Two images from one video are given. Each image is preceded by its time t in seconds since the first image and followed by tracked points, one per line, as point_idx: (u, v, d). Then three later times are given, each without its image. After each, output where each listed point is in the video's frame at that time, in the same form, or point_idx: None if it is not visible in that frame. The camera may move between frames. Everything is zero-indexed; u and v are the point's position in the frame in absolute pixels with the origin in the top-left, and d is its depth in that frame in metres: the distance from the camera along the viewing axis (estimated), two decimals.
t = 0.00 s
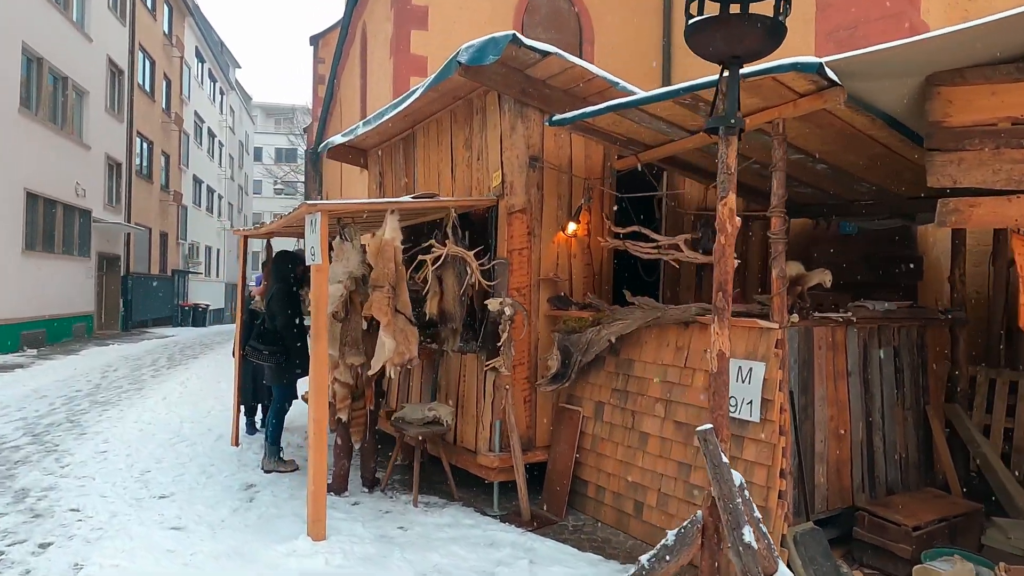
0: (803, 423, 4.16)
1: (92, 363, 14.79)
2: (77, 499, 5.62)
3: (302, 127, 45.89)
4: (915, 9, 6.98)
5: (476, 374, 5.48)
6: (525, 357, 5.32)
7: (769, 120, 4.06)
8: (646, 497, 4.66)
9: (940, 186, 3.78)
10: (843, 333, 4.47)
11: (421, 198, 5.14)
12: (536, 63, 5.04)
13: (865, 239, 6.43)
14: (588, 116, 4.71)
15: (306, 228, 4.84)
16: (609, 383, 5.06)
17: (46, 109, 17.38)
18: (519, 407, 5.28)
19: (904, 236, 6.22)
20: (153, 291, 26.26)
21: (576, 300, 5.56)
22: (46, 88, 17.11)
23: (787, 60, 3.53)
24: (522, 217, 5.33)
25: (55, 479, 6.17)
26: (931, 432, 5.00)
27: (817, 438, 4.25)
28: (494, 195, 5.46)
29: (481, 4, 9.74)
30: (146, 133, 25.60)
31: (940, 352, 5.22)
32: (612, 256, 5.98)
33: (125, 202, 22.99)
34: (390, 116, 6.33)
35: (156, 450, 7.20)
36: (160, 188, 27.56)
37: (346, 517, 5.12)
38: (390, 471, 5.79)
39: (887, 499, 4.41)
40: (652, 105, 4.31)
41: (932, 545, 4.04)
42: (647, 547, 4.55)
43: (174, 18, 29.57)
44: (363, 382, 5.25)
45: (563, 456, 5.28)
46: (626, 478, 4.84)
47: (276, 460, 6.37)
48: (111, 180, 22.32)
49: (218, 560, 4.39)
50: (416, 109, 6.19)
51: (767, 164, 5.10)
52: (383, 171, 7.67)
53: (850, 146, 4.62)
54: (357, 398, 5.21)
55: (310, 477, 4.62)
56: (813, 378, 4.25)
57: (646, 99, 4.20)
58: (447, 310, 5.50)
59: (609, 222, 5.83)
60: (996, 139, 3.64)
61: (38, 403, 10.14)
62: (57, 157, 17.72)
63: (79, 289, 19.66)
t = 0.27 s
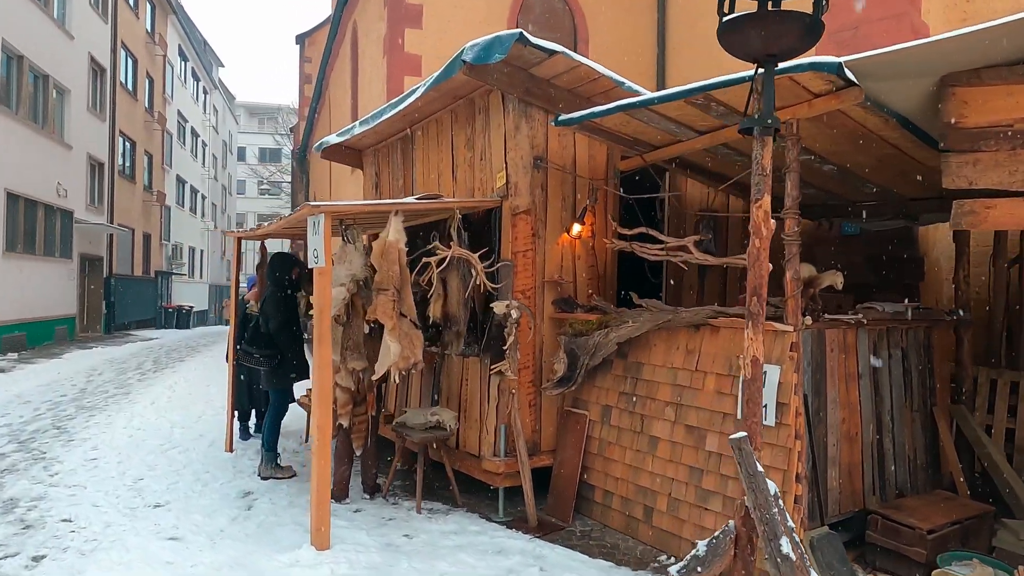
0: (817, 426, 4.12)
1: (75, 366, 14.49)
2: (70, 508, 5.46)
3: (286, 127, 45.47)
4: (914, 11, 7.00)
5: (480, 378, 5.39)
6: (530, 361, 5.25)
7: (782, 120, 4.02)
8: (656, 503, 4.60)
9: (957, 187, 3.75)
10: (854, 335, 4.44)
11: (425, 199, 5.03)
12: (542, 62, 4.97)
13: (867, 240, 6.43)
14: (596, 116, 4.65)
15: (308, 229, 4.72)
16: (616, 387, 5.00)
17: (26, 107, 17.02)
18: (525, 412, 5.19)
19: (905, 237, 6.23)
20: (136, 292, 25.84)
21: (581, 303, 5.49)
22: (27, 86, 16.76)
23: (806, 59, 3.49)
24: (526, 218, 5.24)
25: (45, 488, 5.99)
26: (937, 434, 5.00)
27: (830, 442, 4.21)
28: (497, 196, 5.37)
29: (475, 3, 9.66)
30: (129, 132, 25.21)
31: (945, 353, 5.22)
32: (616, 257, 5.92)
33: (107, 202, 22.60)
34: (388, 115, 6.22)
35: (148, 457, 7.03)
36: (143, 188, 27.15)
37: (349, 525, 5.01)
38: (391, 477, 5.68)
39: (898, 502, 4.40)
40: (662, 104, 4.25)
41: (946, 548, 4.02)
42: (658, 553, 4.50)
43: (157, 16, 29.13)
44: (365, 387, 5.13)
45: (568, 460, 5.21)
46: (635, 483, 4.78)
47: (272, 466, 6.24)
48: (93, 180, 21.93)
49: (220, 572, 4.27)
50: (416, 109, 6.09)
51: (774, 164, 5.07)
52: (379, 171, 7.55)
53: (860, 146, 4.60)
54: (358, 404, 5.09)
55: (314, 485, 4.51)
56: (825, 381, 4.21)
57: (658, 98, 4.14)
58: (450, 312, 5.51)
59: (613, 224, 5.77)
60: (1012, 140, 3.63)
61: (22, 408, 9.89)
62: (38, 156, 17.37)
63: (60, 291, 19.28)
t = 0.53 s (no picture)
0: (836, 425, 4.13)
1: (64, 370, 14.26)
2: (73, 514, 5.35)
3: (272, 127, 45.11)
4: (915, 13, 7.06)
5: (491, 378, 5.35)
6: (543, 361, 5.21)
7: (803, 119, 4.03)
8: (674, 503, 4.58)
9: (977, 186, 3.76)
10: (870, 334, 4.45)
11: (438, 198, 4.97)
12: (554, 61, 4.94)
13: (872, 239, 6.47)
14: (611, 114, 4.64)
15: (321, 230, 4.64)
16: (631, 387, 4.97)
17: (11, 107, 16.74)
18: (538, 413, 5.14)
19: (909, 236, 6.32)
20: (121, 295, 25.49)
21: (592, 303, 5.47)
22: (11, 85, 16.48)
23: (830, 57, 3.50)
24: (538, 217, 5.19)
25: (45, 494, 5.86)
26: (948, 432, 5.03)
27: (849, 440, 4.22)
28: (509, 196, 5.33)
29: (474, 3, 9.63)
30: (114, 132, 24.87)
31: (955, 352, 5.26)
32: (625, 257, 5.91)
33: (93, 204, 22.28)
34: (394, 114, 6.16)
35: (148, 461, 6.91)
36: (129, 189, 26.81)
37: (361, 529, 4.94)
38: (401, 480, 5.61)
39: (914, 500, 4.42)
40: (681, 103, 4.24)
41: (965, 545, 4.04)
42: (677, 553, 4.48)
43: (142, 15, 28.79)
44: (377, 388, 5.06)
45: (582, 461, 5.18)
46: (651, 483, 4.76)
47: (277, 469, 6.15)
48: (78, 181, 21.61)
49: None
50: (424, 108, 6.04)
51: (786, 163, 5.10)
52: (382, 171, 7.48)
53: (874, 145, 4.61)
54: (370, 406, 5.01)
55: (329, 488, 4.44)
56: (844, 380, 4.22)
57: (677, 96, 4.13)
58: (464, 313, 5.50)
59: (623, 223, 5.74)
60: None
61: (13, 413, 9.70)
62: (23, 156, 17.09)
63: (46, 293, 18.97)
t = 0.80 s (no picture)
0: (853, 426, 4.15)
1: (52, 376, 14.03)
2: (78, 524, 5.25)
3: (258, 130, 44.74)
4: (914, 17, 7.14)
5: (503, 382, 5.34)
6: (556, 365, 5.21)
7: (819, 123, 4.07)
8: (690, 506, 4.58)
9: (993, 189, 3.80)
10: (883, 335, 4.49)
11: (451, 202, 4.96)
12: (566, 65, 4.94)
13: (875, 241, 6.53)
14: (626, 118, 4.66)
15: (337, 233, 4.60)
16: (644, 390, 4.98)
17: None
18: (551, 416, 5.14)
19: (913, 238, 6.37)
20: (107, 300, 25.14)
21: (603, 305, 5.48)
22: None
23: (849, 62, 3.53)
24: (550, 221, 5.19)
25: (46, 504, 5.75)
26: (957, 432, 5.08)
27: (865, 441, 4.24)
28: (520, 199, 5.32)
29: (472, 6, 9.61)
30: (99, 135, 24.54)
31: (961, 352, 5.31)
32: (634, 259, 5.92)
33: (78, 207, 21.96)
34: (400, 117, 6.12)
35: (148, 469, 6.81)
36: (114, 193, 26.46)
37: (374, 536, 4.89)
38: (410, 486, 5.56)
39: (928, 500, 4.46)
40: (697, 106, 4.25)
41: (981, 545, 4.08)
42: (694, 556, 4.48)
43: (126, 16, 28.46)
44: (390, 393, 5.04)
45: (594, 464, 5.17)
46: (665, 486, 4.75)
47: (284, 476, 6.09)
48: (63, 184, 21.29)
49: None
50: (431, 111, 6.01)
51: (795, 166, 5.15)
52: (385, 174, 7.43)
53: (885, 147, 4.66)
54: (384, 411, 4.99)
55: (345, 495, 4.40)
56: (860, 381, 4.25)
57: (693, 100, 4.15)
58: (477, 316, 5.45)
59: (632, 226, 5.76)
60: None
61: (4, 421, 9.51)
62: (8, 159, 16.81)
63: (31, 298, 18.66)
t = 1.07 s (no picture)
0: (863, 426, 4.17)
1: (37, 382, 13.79)
2: (75, 534, 5.15)
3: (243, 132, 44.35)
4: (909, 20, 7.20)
5: (510, 385, 5.31)
6: (563, 367, 5.19)
7: (829, 124, 4.09)
8: (699, 508, 4.57)
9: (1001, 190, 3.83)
10: (891, 335, 4.51)
11: (458, 204, 4.92)
12: (572, 66, 4.92)
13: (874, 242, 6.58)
14: (634, 119, 4.65)
15: (343, 236, 4.54)
16: (653, 392, 4.97)
17: None
18: (558, 419, 5.11)
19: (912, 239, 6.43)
20: (90, 304, 24.78)
21: (609, 307, 5.47)
22: None
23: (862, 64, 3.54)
24: (555, 223, 5.17)
25: (41, 513, 5.62)
26: (961, 432, 5.12)
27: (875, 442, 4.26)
28: (526, 201, 5.29)
29: (467, 8, 9.58)
30: (82, 137, 24.19)
31: (963, 352, 5.36)
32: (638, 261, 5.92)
33: (61, 210, 21.62)
34: (401, 118, 6.06)
35: (144, 476, 6.69)
36: (98, 195, 26.09)
37: (381, 541, 4.84)
38: (415, 491, 5.51)
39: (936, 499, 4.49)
40: (706, 108, 4.25)
41: (990, 543, 4.11)
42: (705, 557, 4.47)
43: (110, 17, 28.09)
44: (397, 397, 5.00)
45: (601, 466, 5.15)
46: (674, 488, 4.73)
47: (285, 481, 6.01)
48: (46, 187, 20.96)
49: None
50: (433, 112, 5.96)
51: (800, 168, 5.17)
52: (384, 176, 7.37)
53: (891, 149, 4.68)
54: (391, 415, 4.96)
55: (353, 502, 4.34)
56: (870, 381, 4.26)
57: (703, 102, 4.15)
58: (485, 320, 5.35)
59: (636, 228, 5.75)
60: None
61: None
62: None
63: (14, 302, 18.33)
